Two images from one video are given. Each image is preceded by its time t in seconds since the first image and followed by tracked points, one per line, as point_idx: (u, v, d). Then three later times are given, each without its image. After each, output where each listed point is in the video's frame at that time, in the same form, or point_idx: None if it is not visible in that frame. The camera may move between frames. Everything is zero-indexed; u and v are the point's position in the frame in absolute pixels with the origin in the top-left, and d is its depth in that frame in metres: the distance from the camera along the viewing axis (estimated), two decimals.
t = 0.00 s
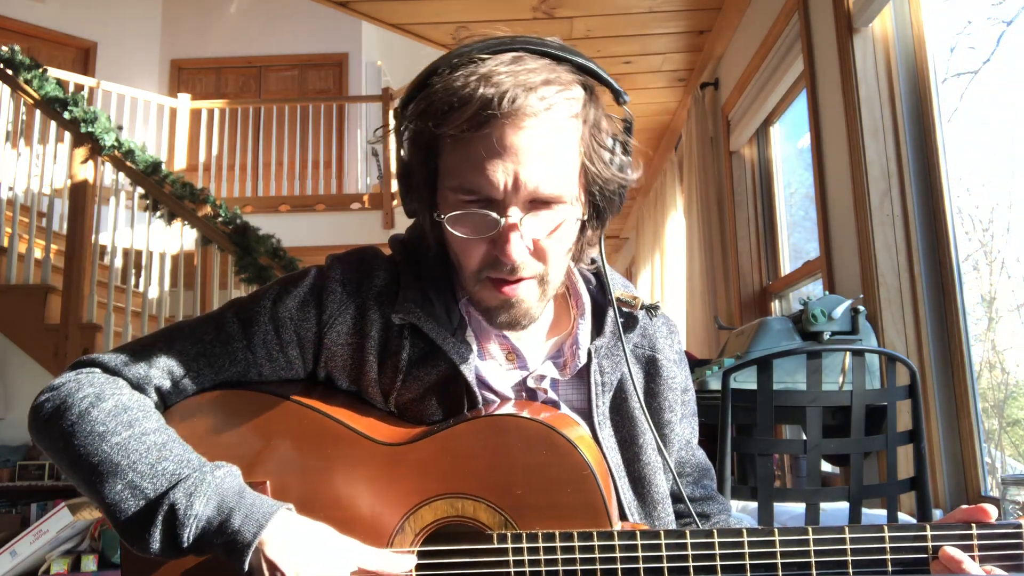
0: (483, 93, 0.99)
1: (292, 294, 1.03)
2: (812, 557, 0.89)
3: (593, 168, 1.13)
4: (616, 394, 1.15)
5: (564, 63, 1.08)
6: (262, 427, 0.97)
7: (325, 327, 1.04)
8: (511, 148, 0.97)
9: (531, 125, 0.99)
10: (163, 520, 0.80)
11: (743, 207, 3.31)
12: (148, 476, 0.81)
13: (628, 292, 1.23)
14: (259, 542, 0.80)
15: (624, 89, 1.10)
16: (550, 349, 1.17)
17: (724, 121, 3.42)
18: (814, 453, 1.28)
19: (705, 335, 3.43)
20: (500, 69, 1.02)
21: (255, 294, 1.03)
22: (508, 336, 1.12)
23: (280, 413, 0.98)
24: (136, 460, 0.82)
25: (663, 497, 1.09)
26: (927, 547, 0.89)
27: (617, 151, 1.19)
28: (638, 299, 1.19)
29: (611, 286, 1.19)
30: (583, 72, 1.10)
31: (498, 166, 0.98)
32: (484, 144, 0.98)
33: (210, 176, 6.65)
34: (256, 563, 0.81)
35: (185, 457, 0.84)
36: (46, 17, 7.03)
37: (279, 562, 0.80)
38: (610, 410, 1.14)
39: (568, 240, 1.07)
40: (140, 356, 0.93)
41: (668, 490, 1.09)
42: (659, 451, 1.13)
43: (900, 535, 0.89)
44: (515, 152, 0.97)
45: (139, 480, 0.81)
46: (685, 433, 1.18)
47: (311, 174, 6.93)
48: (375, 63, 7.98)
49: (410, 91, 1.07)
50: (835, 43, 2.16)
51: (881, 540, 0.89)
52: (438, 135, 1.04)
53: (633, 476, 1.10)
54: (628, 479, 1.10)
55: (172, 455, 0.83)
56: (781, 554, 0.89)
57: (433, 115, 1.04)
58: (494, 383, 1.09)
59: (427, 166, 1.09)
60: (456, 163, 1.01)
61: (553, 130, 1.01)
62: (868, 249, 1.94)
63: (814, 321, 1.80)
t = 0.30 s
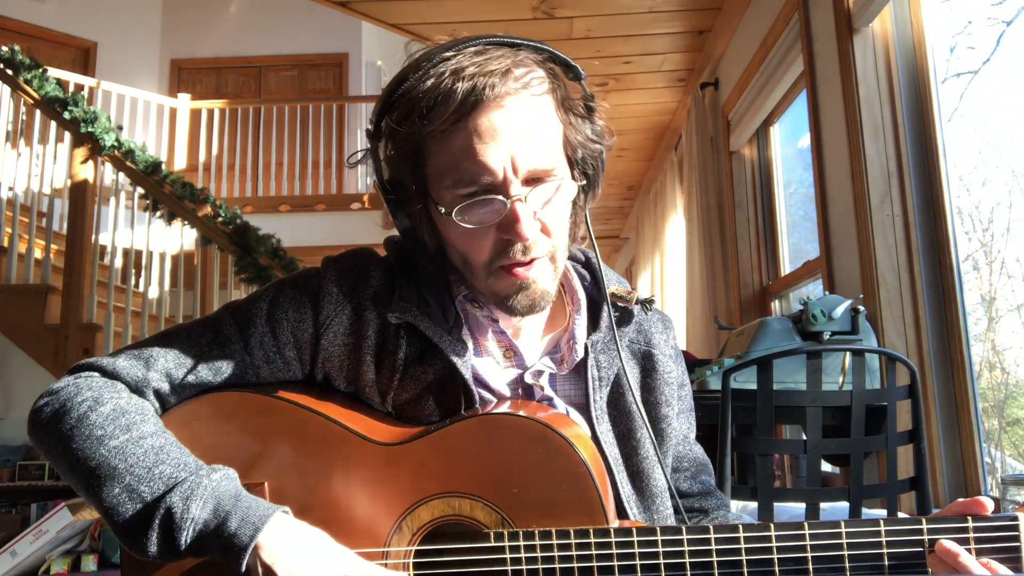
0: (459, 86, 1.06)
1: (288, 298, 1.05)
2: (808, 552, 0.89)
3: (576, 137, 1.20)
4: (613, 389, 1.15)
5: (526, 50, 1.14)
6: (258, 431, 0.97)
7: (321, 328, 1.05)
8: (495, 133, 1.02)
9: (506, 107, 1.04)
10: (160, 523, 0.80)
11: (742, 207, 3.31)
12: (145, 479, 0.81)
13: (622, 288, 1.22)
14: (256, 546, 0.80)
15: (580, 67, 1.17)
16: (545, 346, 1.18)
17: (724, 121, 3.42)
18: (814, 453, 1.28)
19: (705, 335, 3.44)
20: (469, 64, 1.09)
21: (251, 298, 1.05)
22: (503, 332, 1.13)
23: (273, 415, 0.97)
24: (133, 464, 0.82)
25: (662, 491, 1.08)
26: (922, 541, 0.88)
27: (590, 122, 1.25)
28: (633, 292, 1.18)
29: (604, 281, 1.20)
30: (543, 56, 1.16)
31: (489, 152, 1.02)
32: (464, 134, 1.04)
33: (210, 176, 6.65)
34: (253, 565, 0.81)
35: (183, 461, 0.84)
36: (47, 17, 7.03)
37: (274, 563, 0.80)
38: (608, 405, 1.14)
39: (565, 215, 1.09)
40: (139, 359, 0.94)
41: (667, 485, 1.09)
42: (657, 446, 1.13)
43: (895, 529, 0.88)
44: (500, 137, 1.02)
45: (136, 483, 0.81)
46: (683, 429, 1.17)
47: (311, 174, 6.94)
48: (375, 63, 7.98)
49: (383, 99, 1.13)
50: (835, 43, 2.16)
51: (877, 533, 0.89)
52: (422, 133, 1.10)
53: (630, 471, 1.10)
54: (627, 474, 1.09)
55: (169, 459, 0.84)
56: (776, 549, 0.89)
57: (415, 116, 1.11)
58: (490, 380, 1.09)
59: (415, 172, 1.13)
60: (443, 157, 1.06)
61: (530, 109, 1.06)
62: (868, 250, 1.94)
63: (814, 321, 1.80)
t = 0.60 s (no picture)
0: (453, 88, 1.06)
1: (284, 301, 1.05)
2: (804, 549, 0.88)
3: (570, 137, 1.19)
4: (607, 390, 1.14)
5: (517, 50, 1.14)
6: (257, 432, 0.98)
7: (317, 331, 1.04)
8: (489, 133, 1.01)
9: (500, 108, 1.03)
10: (156, 524, 0.80)
11: (742, 207, 3.32)
12: (141, 479, 0.82)
13: (617, 288, 1.22)
14: (252, 544, 0.80)
15: (570, 65, 1.17)
16: (539, 348, 1.18)
17: (724, 121, 3.42)
18: (814, 454, 1.28)
19: (705, 335, 3.44)
20: (462, 64, 1.08)
21: (248, 302, 1.05)
22: (499, 333, 1.14)
23: (275, 416, 0.98)
24: (131, 464, 0.82)
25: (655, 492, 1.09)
26: (919, 536, 0.87)
27: (585, 120, 1.25)
28: (627, 294, 1.16)
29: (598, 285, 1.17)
30: (536, 56, 1.15)
31: (484, 151, 1.01)
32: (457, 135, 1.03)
33: (210, 176, 6.65)
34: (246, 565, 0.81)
35: (179, 462, 0.84)
36: (47, 17, 7.03)
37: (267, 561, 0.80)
38: (602, 405, 1.13)
39: (559, 212, 1.09)
40: (138, 364, 0.96)
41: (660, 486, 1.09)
42: (652, 447, 1.13)
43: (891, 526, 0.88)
44: (500, 137, 1.01)
45: (132, 484, 0.81)
46: (678, 429, 1.16)
47: (311, 174, 6.94)
48: (375, 63, 7.97)
49: (376, 101, 1.12)
50: (835, 43, 2.16)
51: (872, 529, 0.88)
52: (416, 134, 1.10)
53: (625, 471, 1.11)
54: (620, 475, 1.10)
55: (166, 459, 0.84)
56: (772, 546, 0.89)
57: (408, 118, 1.10)
58: (487, 382, 1.08)
59: (409, 173, 1.14)
60: (436, 158, 1.06)
61: (524, 108, 1.06)
62: (868, 249, 1.95)
63: (814, 321, 1.81)
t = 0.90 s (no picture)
0: (455, 77, 1.07)
1: (289, 298, 1.05)
2: (807, 550, 0.88)
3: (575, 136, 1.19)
4: (607, 383, 1.14)
5: (527, 48, 1.14)
6: (264, 425, 0.98)
7: (323, 327, 1.05)
8: (487, 121, 1.01)
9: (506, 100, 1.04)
10: (164, 511, 0.81)
11: (742, 207, 3.31)
12: (149, 469, 0.82)
13: (616, 282, 1.23)
14: (258, 531, 0.80)
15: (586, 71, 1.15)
16: (540, 344, 1.18)
17: (724, 121, 3.42)
18: (814, 453, 1.28)
19: (705, 335, 3.44)
20: (468, 56, 1.10)
21: (254, 298, 1.05)
22: (501, 332, 1.14)
23: (280, 413, 0.99)
24: (138, 454, 0.83)
25: (657, 485, 1.09)
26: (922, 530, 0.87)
27: (590, 121, 1.26)
28: (626, 287, 1.18)
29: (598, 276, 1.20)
30: (545, 55, 1.16)
31: (483, 139, 1.01)
32: (461, 118, 1.03)
33: (210, 176, 6.65)
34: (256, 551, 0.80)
35: (185, 451, 0.85)
36: (46, 17, 7.03)
37: (277, 546, 0.79)
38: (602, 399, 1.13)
39: (559, 210, 1.08)
40: (144, 358, 0.96)
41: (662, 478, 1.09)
42: (652, 440, 1.12)
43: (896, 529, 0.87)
44: (498, 126, 1.01)
45: (140, 473, 0.82)
46: (677, 423, 1.17)
47: (311, 174, 6.94)
48: (375, 63, 7.98)
49: (388, 88, 1.15)
50: (835, 43, 2.16)
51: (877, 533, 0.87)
52: (417, 122, 1.12)
53: (626, 464, 1.11)
54: (623, 467, 1.09)
55: (172, 449, 0.84)
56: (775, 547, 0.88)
57: (412, 105, 1.13)
58: (491, 381, 1.09)
59: (412, 160, 1.16)
60: (436, 147, 1.06)
61: (527, 102, 1.06)
62: (868, 249, 1.94)
63: (814, 321, 1.81)
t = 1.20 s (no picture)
0: (465, 71, 1.08)
1: (297, 295, 1.05)
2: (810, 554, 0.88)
3: (586, 133, 1.19)
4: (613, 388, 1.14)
5: (537, 45, 1.14)
6: (269, 424, 0.98)
7: (330, 325, 1.05)
8: (496, 113, 1.02)
9: (515, 94, 1.04)
10: (167, 510, 0.81)
11: (742, 207, 3.31)
12: (153, 467, 0.83)
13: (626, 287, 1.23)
14: (259, 532, 0.80)
15: (595, 69, 1.15)
16: (548, 345, 1.18)
17: (724, 121, 3.42)
18: (814, 453, 1.28)
19: (704, 335, 3.44)
20: (478, 51, 1.11)
21: (262, 294, 1.05)
22: (509, 332, 1.13)
23: (284, 409, 0.98)
24: (143, 452, 0.83)
25: (661, 489, 1.08)
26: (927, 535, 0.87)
27: (601, 119, 1.25)
28: (636, 291, 1.17)
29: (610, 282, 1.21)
30: (557, 54, 1.16)
31: (493, 131, 1.02)
32: (471, 110, 1.04)
33: (210, 176, 6.65)
34: (257, 553, 0.80)
35: (190, 450, 0.85)
36: (46, 17, 7.03)
37: (276, 549, 0.79)
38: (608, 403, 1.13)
39: (570, 205, 1.07)
40: (152, 353, 0.96)
41: (665, 484, 1.09)
42: (656, 446, 1.12)
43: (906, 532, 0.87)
44: (507, 117, 1.02)
45: (144, 471, 0.82)
46: (680, 430, 1.18)
47: (311, 174, 6.94)
48: (375, 63, 7.99)
49: (400, 84, 1.16)
50: (835, 43, 2.16)
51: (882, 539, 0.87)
52: (428, 116, 1.12)
53: (630, 468, 1.10)
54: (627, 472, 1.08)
55: (177, 447, 0.85)
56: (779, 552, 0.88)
57: (422, 99, 1.13)
58: (497, 380, 1.09)
59: (421, 154, 1.16)
60: (447, 139, 1.07)
61: (537, 96, 1.06)
62: (868, 249, 1.93)
63: (814, 321, 1.80)
